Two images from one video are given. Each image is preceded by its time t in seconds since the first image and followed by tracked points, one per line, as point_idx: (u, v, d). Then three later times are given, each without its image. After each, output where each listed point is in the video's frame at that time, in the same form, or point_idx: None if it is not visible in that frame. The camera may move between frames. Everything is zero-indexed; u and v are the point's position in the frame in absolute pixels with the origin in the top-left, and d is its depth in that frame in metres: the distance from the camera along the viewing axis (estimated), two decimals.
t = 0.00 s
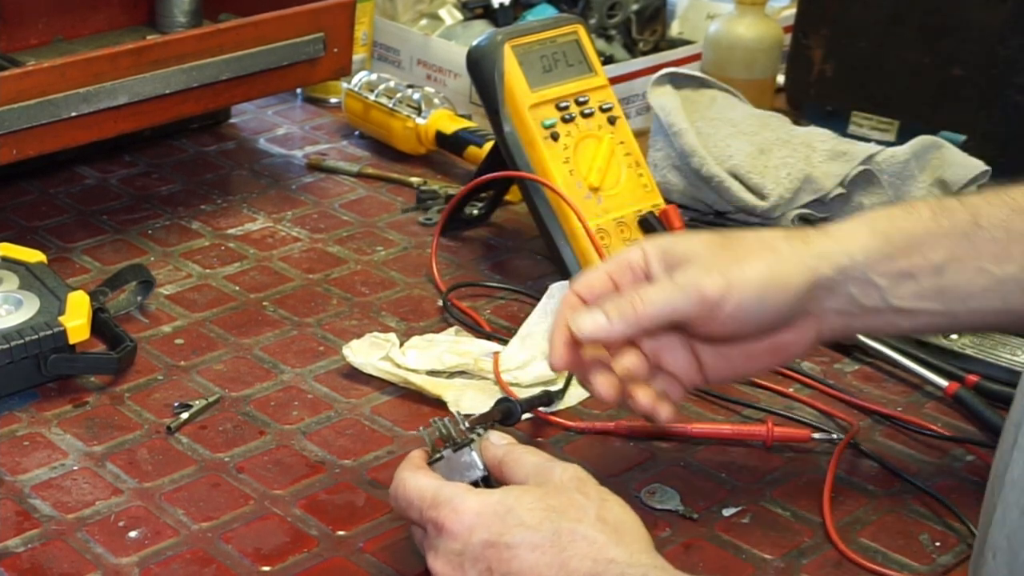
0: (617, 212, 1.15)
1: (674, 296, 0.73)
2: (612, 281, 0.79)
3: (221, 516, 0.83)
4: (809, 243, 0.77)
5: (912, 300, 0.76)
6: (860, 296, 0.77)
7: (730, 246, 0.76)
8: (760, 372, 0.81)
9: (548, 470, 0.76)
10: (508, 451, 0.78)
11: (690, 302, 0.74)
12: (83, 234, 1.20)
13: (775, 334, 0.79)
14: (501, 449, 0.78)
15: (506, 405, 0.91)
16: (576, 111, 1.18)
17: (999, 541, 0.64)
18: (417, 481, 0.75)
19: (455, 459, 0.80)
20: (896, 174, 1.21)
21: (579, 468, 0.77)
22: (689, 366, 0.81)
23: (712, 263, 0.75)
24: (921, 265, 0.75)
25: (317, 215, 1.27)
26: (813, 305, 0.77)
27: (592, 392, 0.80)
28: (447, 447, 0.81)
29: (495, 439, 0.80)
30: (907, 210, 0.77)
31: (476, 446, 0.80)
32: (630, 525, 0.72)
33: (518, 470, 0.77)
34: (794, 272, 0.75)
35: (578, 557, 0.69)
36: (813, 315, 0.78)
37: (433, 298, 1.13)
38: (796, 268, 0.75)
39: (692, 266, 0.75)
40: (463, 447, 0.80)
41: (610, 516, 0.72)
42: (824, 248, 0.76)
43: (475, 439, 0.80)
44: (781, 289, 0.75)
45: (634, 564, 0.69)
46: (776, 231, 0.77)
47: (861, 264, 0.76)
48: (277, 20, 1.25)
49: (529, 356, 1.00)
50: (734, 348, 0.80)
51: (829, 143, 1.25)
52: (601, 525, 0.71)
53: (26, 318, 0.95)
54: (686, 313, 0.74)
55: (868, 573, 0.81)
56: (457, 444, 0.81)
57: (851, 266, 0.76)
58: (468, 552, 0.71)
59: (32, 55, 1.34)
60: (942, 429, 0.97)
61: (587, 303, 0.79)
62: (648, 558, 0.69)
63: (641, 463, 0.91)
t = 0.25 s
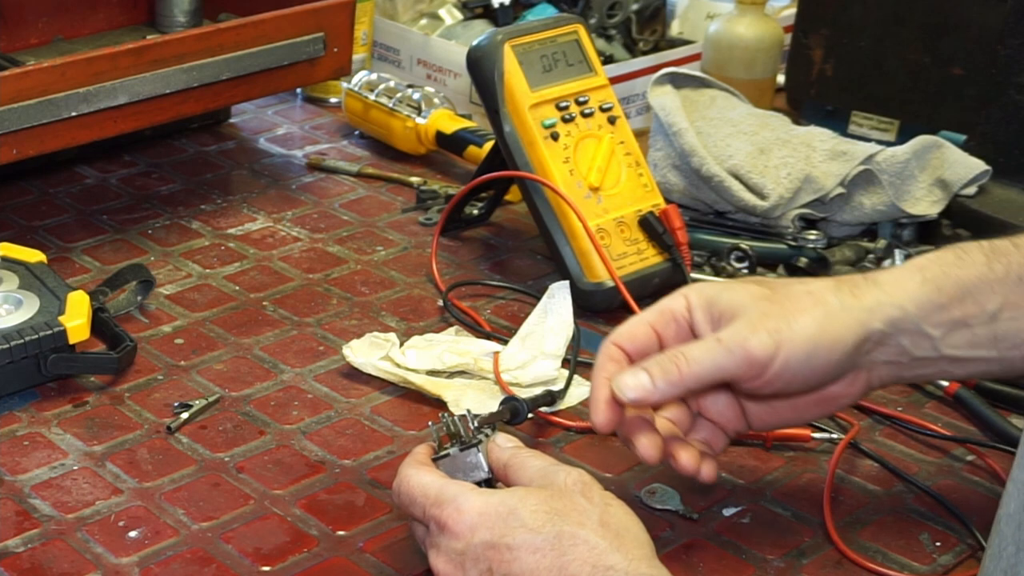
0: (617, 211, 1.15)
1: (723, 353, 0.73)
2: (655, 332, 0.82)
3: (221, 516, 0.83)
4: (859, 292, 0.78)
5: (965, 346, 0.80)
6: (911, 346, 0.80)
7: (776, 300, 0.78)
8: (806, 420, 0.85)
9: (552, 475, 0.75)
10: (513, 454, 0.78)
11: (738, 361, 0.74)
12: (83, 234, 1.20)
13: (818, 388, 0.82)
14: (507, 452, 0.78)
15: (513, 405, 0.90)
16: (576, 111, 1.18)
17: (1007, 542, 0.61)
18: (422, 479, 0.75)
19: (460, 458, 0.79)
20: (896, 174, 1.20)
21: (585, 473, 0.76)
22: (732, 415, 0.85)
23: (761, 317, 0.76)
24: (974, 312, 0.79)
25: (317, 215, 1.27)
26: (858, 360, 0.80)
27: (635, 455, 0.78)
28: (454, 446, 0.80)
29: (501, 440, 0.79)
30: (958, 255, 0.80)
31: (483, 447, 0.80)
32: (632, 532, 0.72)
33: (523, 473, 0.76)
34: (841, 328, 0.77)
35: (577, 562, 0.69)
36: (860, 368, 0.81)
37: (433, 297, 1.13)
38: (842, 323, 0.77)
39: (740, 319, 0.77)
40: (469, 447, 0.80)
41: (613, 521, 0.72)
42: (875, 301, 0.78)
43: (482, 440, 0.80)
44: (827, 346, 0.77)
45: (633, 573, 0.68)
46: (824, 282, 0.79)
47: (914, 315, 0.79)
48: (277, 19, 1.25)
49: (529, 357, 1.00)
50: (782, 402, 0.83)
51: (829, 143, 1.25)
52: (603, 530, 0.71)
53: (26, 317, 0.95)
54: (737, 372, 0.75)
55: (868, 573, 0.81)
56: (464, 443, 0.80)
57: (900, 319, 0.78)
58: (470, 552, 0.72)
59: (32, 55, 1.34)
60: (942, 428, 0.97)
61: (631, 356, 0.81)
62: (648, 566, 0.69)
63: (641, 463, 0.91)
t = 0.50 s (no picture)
0: (617, 211, 1.15)
1: (728, 334, 0.75)
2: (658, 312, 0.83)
3: (221, 516, 0.83)
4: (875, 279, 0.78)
5: (976, 342, 0.79)
6: (921, 339, 0.79)
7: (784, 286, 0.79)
8: (812, 410, 0.86)
9: (554, 475, 0.75)
10: (516, 455, 0.78)
11: (738, 342, 0.76)
12: (83, 234, 1.20)
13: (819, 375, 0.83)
14: (509, 452, 0.78)
15: (517, 406, 0.90)
16: (576, 111, 1.18)
17: (999, 556, 0.63)
18: (424, 478, 0.75)
19: (463, 458, 0.80)
20: (896, 174, 1.20)
21: (586, 474, 0.76)
22: (738, 403, 0.86)
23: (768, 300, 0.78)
24: (987, 309, 0.78)
25: (317, 215, 1.28)
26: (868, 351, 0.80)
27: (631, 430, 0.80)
28: (456, 445, 0.80)
29: (505, 439, 0.80)
30: (973, 251, 0.78)
31: (486, 446, 0.80)
32: (632, 533, 0.72)
33: (525, 473, 0.76)
34: (848, 315, 0.77)
35: (575, 564, 0.69)
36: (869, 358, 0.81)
37: (433, 297, 1.13)
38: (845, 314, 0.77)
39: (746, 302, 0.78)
40: (472, 446, 0.80)
41: (612, 522, 0.72)
42: (885, 291, 0.78)
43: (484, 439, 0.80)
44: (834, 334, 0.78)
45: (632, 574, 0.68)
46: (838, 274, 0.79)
47: (923, 308, 0.78)
48: (277, 19, 1.25)
49: (529, 357, 1.00)
50: (786, 389, 0.84)
51: (829, 142, 1.25)
52: (602, 530, 0.71)
53: (26, 317, 0.95)
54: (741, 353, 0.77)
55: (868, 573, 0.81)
56: (466, 443, 0.80)
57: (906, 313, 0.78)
58: (469, 552, 0.72)
59: (32, 55, 1.34)
60: (942, 428, 0.97)
61: (638, 334, 0.82)
62: (648, 568, 0.69)
63: (641, 463, 0.91)
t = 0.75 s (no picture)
0: (617, 211, 1.15)
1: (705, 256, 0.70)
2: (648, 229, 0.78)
3: (221, 516, 0.83)
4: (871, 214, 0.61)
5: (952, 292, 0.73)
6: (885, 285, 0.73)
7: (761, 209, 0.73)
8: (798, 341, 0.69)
9: (548, 472, 0.76)
10: (510, 452, 0.78)
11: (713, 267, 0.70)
12: (83, 234, 1.20)
13: (808, 307, 0.66)
14: (504, 449, 0.79)
15: (511, 407, 0.90)
16: (576, 110, 1.18)
17: (994, 557, 0.63)
18: (419, 482, 0.76)
19: (458, 459, 0.80)
20: (896, 174, 1.21)
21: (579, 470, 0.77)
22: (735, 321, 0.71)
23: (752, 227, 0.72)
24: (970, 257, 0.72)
25: (317, 214, 1.28)
26: (850, 291, 0.62)
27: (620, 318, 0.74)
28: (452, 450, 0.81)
29: (498, 436, 0.80)
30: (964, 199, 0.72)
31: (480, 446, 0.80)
32: (629, 527, 0.72)
33: (520, 470, 0.77)
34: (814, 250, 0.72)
35: (574, 559, 0.69)
36: (848, 300, 0.63)
37: (433, 297, 1.13)
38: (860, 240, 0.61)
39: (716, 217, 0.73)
40: (466, 447, 0.80)
41: (608, 517, 0.72)
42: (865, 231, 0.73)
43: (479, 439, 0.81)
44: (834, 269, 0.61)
45: (632, 568, 0.68)
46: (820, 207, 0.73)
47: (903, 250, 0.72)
48: (277, 19, 1.25)
49: (529, 357, 1.00)
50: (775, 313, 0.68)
51: (829, 142, 1.25)
52: (599, 525, 0.71)
53: (26, 317, 0.95)
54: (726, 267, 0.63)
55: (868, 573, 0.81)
56: (461, 446, 0.81)
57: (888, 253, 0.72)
58: (466, 553, 0.71)
59: (32, 54, 1.34)
60: (942, 428, 0.97)
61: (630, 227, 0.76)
62: (647, 563, 0.69)
63: (641, 462, 0.91)
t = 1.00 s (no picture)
0: (617, 211, 1.15)
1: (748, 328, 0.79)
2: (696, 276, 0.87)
3: (221, 516, 0.83)
4: (902, 207, 0.58)
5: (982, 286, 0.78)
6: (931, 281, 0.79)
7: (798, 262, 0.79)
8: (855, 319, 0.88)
9: (547, 471, 0.76)
10: (510, 451, 0.78)
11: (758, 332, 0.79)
12: (83, 234, 1.20)
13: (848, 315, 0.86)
14: (504, 449, 0.79)
15: (511, 407, 0.90)
16: (576, 110, 1.18)
17: (987, 554, 0.57)
18: (418, 481, 0.76)
19: (458, 460, 0.80)
20: (895, 174, 1.22)
21: (581, 471, 0.77)
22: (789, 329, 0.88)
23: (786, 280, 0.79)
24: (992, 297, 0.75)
25: (317, 214, 1.28)
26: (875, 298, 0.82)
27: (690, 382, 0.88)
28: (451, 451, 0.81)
29: (498, 436, 0.80)
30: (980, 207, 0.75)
31: (479, 445, 0.80)
32: (628, 525, 0.72)
33: (519, 470, 0.77)
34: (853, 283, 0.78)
35: (574, 557, 0.69)
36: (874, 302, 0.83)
37: (433, 297, 1.13)
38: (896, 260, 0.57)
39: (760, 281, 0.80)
40: (466, 447, 0.80)
41: (607, 515, 0.72)
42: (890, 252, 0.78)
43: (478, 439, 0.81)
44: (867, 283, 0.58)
45: (630, 568, 0.68)
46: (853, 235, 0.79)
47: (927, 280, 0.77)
48: (277, 19, 1.25)
49: (529, 357, 1.00)
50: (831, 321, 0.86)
51: (829, 142, 1.25)
52: (598, 524, 0.71)
53: (26, 317, 0.95)
54: (782, 340, 0.59)
55: (868, 573, 0.81)
56: (460, 446, 0.81)
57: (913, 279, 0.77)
58: (465, 552, 0.72)
59: (32, 54, 1.34)
60: (942, 428, 0.97)
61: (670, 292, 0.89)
62: (646, 562, 0.69)
63: (641, 462, 0.91)
